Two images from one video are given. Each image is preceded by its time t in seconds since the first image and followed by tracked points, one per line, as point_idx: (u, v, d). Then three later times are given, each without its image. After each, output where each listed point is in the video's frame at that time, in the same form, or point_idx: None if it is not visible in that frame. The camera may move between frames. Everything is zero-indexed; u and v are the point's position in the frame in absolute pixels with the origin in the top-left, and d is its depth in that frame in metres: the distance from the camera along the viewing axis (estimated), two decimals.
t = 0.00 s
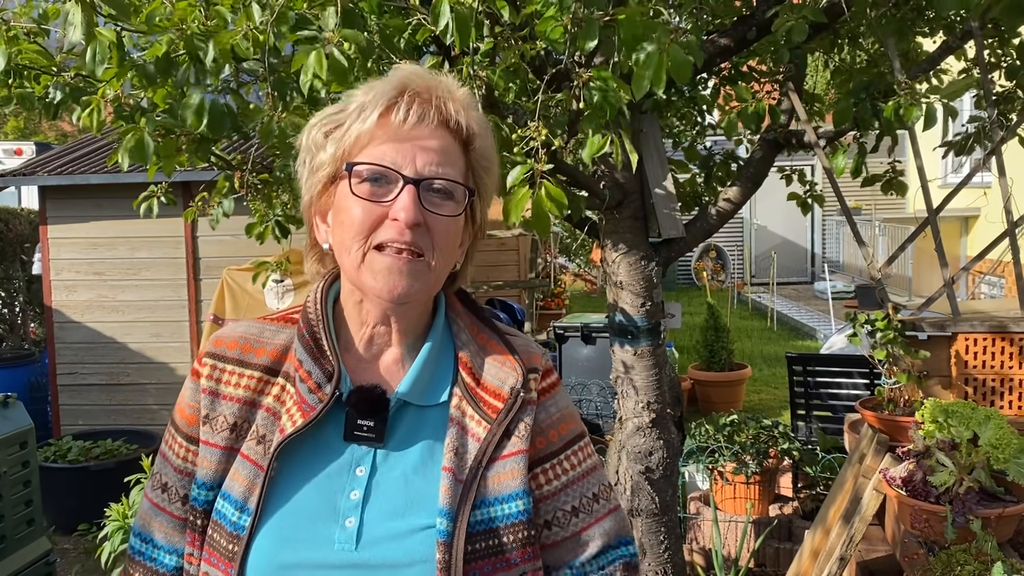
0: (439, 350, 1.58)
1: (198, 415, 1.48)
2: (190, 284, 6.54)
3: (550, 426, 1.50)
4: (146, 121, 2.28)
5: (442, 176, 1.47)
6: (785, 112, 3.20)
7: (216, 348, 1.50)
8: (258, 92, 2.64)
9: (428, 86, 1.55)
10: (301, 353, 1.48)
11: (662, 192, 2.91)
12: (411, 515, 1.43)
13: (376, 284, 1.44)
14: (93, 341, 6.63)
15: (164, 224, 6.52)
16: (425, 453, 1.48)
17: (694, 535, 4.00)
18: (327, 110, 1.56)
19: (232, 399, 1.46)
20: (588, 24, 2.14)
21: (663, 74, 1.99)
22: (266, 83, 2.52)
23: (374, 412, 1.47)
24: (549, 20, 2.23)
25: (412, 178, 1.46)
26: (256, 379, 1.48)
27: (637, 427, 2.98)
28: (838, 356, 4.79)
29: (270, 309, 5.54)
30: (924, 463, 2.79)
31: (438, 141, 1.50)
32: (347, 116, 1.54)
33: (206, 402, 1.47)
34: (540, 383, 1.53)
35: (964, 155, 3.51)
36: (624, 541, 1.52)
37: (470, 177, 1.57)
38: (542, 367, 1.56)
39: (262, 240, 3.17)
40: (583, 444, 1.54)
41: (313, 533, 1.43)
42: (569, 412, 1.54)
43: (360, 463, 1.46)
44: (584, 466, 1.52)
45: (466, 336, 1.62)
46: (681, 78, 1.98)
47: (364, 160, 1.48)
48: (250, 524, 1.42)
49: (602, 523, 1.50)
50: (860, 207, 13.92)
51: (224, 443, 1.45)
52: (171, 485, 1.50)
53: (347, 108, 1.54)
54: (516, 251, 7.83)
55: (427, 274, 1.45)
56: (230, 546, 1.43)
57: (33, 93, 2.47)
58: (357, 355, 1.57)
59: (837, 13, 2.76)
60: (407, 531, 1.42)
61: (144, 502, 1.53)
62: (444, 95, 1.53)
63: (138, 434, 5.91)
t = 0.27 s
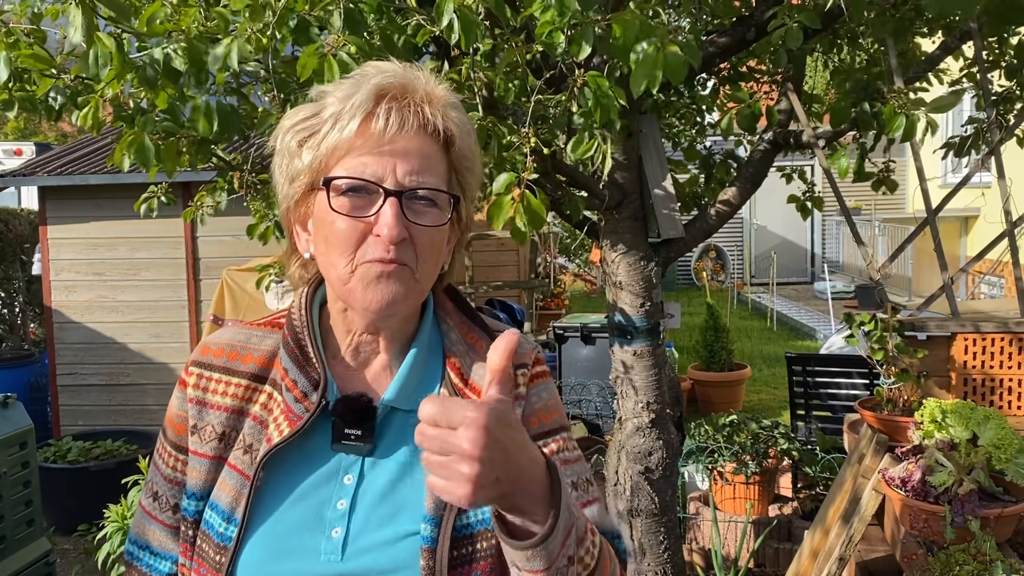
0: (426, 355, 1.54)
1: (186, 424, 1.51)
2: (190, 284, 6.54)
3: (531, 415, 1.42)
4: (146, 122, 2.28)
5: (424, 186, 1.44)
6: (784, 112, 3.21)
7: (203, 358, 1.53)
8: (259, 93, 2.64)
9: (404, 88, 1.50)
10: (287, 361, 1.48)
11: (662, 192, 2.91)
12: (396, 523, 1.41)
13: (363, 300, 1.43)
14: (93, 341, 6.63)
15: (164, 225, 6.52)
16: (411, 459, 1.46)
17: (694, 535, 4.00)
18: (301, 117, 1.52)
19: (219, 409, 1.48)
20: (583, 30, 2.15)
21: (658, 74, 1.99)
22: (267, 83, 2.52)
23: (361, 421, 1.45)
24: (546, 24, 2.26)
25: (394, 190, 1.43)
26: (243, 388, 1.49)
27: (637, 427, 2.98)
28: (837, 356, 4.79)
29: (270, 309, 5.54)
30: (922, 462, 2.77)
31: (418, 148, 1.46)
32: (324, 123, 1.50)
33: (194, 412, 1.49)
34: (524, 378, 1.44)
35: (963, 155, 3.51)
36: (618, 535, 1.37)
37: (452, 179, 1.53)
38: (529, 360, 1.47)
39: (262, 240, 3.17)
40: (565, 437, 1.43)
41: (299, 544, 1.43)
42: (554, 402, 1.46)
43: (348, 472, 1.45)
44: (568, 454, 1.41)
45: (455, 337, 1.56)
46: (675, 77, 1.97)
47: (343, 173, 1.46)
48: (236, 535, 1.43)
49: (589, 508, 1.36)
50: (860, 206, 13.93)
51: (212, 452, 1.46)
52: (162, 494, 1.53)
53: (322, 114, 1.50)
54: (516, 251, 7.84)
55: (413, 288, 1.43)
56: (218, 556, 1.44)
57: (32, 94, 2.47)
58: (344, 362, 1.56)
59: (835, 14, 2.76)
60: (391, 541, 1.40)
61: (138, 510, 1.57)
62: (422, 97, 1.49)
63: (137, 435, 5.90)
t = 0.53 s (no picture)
0: (417, 357, 1.53)
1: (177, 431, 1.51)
2: (190, 284, 6.54)
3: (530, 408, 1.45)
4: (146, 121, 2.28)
5: (418, 183, 1.44)
6: (784, 112, 3.21)
7: (192, 363, 1.52)
8: (259, 93, 2.63)
9: (399, 85, 1.49)
10: (278, 365, 1.47)
11: (662, 192, 2.91)
12: (395, 524, 1.41)
13: (358, 299, 1.43)
14: (93, 341, 6.63)
15: (164, 225, 6.52)
16: (404, 459, 1.44)
17: (695, 535, 4.00)
18: (293, 114, 1.52)
19: (210, 415, 1.48)
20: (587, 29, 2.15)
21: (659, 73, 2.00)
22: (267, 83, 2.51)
23: (356, 424, 1.45)
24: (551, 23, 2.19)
25: (388, 188, 1.43)
26: (233, 393, 1.48)
27: (637, 427, 2.98)
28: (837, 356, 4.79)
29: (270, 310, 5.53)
30: (924, 463, 2.77)
31: (412, 146, 1.45)
32: (316, 120, 1.49)
33: (184, 419, 1.49)
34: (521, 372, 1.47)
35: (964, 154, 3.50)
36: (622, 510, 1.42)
37: (447, 176, 1.52)
38: (523, 355, 1.50)
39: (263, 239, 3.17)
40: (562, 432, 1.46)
41: (297, 550, 1.43)
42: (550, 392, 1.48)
43: (343, 475, 1.44)
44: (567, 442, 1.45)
45: (445, 334, 1.55)
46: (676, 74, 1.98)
47: (336, 171, 1.45)
48: (234, 543, 1.42)
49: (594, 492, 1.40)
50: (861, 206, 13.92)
51: (204, 459, 1.46)
52: (153, 502, 1.52)
53: (315, 111, 1.49)
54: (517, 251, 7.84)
55: (408, 286, 1.43)
56: (215, 565, 1.43)
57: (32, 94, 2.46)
58: (338, 363, 1.56)
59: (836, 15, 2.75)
60: (391, 542, 1.40)
61: (131, 519, 1.56)
62: (417, 94, 1.48)
63: (138, 435, 5.90)
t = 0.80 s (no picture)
0: (413, 347, 1.55)
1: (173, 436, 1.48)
2: (192, 285, 6.54)
3: (540, 415, 1.49)
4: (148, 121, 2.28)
5: (394, 164, 1.45)
6: (786, 112, 3.20)
7: (186, 367, 1.49)
8: (261, 93, 2.63)
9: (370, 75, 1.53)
10: (274, 363, 1.47)
11: (664, 192, 2.89)
12: (401, 517, 1.42)
13: (341, 281, 1.42)
14: (94, 341, 6.63)
15: (166, 225, 6.52)
16: (405, 453, 1.46)
17: (696, 535, 4.00)
18: (270, 111, 1.54)
19: (207, 417, 1.45)
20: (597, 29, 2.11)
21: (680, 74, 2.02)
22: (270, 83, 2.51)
23: (354, 415, 1.45)
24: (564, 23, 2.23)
25: (364, 170, 1.44)
26: (230, 395, 1.47)
27: (639, 427, 2.98)
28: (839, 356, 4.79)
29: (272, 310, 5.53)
30: (928, 465, 2.80)
31: (386, 130, 1.48)
32: (291, 114, 1.51)
33: (181, 422, 1.46)
34: (520, 374, 1.50)
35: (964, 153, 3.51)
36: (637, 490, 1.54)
37: (423, 162, 1.55)
38: (521, 358, 1.52)
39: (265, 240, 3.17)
40: (575, 426, 1.54)
41: (301, 544, 1.42)
42: (557, 398, 1.53)
43: (343, 469, 1.44)
44: (583, 446, 1.52)
45: (438, 331, 1.59)
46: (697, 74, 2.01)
47: (313, 158, 1.46)
48: (238, 543, 1.41)
49: (616, 490, 1.50)
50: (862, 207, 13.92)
51: (203, 462, 1.44)
52: (150, 508, 1.50)
53: (290, 105, 1.52)
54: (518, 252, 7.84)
55: (390, 264, 1.42)
56: (219, 565, 1.41)
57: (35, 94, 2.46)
58: (332, 358, 1.54)
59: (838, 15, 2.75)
60: (397, 533, 1.41)
61: (126, 526, 1.54)
62: (387, 81, 1.51)
63: (138, 435, 5.89)
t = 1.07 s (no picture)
0: (411, 344, 1.55)
1: (172, 433, 1.45)
2: (193, 284, 6.54)
3: (529, 412, 1.50)
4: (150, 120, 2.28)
5: (394, 165, 1.46)
6: (788, 111, 3.20)
7: (186, 364, 1.46)
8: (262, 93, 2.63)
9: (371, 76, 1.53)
10: (275, 357, 1.46)
11: (665, 192, 2.89)
12: (406, 505, 1.43)
13: (341, 280, 1.42)
14: (95, 341, 6.63)
15: (167, 225, 6.52)
16: (408, 445, 1.46)
17: (698, 535, 3.99)
18: (272, 109, 1.54)
19: (208, 412, 1.43)
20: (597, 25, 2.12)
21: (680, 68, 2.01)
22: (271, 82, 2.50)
23: (356, 407, 1.45)
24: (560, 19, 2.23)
25: (364, 170, 1.44)
26: (231, 390, 1.45)
27: (641, 427, 2.98)
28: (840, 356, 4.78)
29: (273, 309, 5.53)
30: (930, 463, 2.77)
31: (386, 131, 1.48)
32: (293, 112, 1.51)
33: (181, 418, 1.43)
34: (512, 370, 1.52)
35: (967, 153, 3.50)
36: (610, 508, 1.55)
37: (421, 162, 1.55)
38: (513, 355, 1.54)
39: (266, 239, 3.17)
40: (558, 432, 1.52)
41: (306, 534, 1.42)
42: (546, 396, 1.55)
43: (345, 461, 1.44)
44: (566, 447, 1.52)
45: (434, 327, 1.60)
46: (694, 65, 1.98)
47: (315, 157, 1.45)
48: (244, 534, 1.39)
49: (589, 496, 1.53)
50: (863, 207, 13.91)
51: (205, 456, 1.42)
52: (146, 506, 1.45)
53: (291, 104, 1.52)
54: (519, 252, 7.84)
55: (389, 264, 1.43)
56: (225, 557, 1.40)
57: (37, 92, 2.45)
58: (332, 353, 1.54)
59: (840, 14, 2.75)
60: (403, 521, 1.42)
61: (119, 526, 1.49)
62: (387, 82, 1.52)
63: (139, 435, 5.89)
